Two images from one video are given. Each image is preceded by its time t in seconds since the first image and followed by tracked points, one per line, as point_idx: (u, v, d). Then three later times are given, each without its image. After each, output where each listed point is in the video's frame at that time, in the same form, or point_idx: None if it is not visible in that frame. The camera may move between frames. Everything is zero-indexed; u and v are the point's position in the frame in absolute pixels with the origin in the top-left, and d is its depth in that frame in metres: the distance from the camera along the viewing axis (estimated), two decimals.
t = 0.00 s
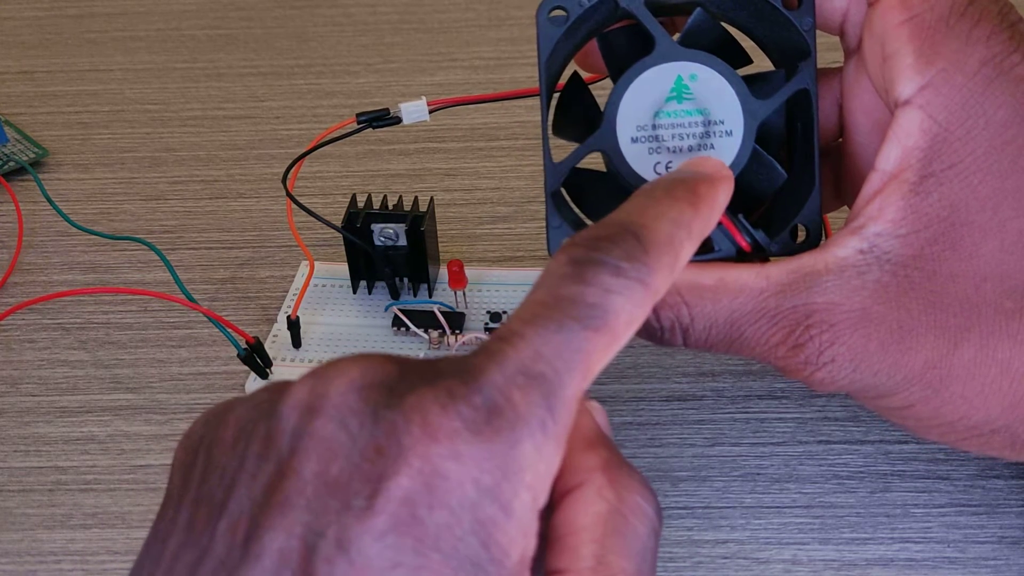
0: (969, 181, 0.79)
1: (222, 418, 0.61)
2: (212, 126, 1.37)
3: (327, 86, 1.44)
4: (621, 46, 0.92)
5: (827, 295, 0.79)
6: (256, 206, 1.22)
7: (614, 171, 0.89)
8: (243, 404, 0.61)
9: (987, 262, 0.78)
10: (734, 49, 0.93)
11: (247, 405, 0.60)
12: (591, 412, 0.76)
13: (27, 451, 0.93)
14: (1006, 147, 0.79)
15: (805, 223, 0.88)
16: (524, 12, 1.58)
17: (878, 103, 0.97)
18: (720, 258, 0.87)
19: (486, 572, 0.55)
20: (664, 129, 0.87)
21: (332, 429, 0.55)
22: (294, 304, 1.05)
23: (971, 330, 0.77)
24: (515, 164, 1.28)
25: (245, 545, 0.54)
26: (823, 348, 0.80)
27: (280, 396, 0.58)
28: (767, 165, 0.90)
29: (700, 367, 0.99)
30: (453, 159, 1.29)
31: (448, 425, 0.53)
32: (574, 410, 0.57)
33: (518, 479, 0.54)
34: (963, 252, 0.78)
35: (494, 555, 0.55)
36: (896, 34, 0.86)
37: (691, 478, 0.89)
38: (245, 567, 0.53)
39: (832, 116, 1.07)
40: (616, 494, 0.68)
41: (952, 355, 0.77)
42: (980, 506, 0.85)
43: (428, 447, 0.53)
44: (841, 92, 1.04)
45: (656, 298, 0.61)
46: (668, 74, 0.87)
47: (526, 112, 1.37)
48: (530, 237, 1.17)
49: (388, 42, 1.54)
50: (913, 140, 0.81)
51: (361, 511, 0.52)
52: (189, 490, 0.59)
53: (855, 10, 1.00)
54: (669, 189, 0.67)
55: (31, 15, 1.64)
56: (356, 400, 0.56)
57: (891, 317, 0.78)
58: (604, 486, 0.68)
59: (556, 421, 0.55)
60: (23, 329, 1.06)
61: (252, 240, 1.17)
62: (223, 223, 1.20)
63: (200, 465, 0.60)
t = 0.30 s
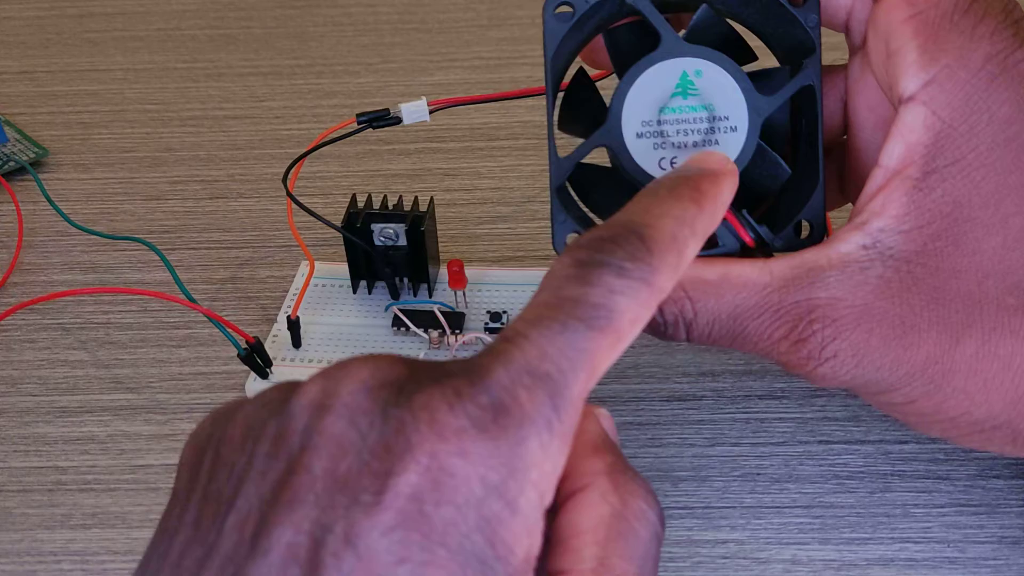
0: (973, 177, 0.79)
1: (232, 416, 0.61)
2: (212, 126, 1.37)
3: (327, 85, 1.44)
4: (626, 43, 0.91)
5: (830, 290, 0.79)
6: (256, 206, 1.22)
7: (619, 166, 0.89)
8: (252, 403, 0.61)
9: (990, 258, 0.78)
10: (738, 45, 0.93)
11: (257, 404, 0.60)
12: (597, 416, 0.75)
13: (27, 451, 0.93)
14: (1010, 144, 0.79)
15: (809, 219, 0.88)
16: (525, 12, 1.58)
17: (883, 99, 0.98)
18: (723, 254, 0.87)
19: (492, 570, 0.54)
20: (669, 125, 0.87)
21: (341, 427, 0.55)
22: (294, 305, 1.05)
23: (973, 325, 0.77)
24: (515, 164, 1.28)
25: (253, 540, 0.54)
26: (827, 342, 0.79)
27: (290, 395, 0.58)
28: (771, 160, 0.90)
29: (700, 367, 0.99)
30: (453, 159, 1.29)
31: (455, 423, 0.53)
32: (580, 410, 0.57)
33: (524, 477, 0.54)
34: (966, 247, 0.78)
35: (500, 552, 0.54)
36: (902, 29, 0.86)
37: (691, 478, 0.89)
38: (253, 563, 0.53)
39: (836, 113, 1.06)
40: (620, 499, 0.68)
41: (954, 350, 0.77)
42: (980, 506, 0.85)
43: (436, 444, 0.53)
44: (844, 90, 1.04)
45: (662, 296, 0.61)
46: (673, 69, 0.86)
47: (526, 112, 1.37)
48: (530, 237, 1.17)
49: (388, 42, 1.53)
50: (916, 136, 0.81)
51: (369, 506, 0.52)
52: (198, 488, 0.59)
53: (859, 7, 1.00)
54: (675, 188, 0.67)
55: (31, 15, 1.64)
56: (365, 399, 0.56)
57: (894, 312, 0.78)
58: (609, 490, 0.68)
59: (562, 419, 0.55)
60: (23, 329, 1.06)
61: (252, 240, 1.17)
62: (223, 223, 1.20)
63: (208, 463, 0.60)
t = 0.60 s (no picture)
0: (969, 182, 0.79)
1: (221, 418, 0.61)
2: (213, 126, 1.37)
3: (327, 85, 1.44)
4: (620, 48, 0.91)
5: (828, 297, 0.79)
6: (256, 206, 1.22)
7: (614, 171, 0.89)
8: (241, 405, 0.61)
9: (987, 263, 0.78)
10: (734, 50, 0.93)
11: (246, 405, 0.60)
12: (591, 407, 0.75)
13: (27, 451, 0.93)
14: (1007, 148, 0.79)
15: (805, 223, 0.88)
16: (524, 12, 1.58)
17: (878, 103, 0.97)
18: (719, 260, 0.87)
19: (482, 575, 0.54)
20: (664, 131, 0.87)
21: (327, 430, 0.55)
22: (294, 305, 1.05)
23: (971, 330, 0.77)
24: (515, 164, 1.28)
25: (240, 546, 0.54)
26: (824, 348, 0.79)
27: (278, 396, 0.58)
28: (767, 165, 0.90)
29: (699, 367, 0.99)
30: (453, 160, 1.29)
31: (442, 427, 0.53)
32: (571, 411, 0.57)
33: (513, 480, 0.54)
34: (964, 253, 0.78)
35: (490, 558, 0.55)
36: (897, 34, 0.86)
37: (691, 478, 0.89)
38: (240, 569, 0.53)
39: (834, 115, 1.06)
40: (617, 493, 0.68)
41: (952, 356, 0.77)
42: (980, 506, 0.85)
43: (423, 449, 0.53)
44: (841, 92, 1.04)
45: (655, 293, 0.61)
46: (667, 75, 0.86)
47: (526, 112, 1.37)
48: (530, 237, 1.17)
49: (388, 42, 1.54)
50: (912, 141, 0.81)
51: (356, 514, 0.52)
52: (187, 491, 0.59)
53: (854, 10, 1.00)
54: (669, 186, 0.67)
55: (31, 15, 1.65)
56: (352, 401, 0.56)
57: (890, 319, 0.78)
58: (604, 485, 0.68)
59: (552, 422, 0.55)
60: (23, 329, 1.06)
61: (252, 240, 1.17)
62: (223, 223, 1.20)
63: (197, 466, 0.60)
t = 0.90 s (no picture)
0: (970, 183, 0.79)
1: (222, 418, 0.61)
2: (212, 126, 1.37)
3: (327, 86, 1.44)
4: (620, 49, 0.92)
5: (829, 298, 0.79)
6: (256, 206, 1.22)
7: (614, 172, 0.89)
8: (242, 405, 0.60)
9: (988, 264, 0.78)
10: (734, 50, 0.93)
11: (247, 406, 0.60)
12: (592, 409, 0.75)
13: (27, 451, 0.93)
14: (1007, 149, 0.79)
15: (805, 224, 0.88)
16: (524, 12, 1.58)
17: (879, 104, 0.97)
18: (719, 261, 0.87)
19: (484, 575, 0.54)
20: (664, 132, 0.87)
21: (329, 430, 0.55)
22: (294, 305, 1.05)
23: (971, 332, 0.77)
24: (515, 164, 1.28)
25: (242, 546, 0.54)
26: (825, 350, 0.79)
27: (279, 396, 0.58)
28: (767, 166, 0.90)
29: (700, 367, 0.99)
30: (453, 160, 1.29)
31: (446, 428, 0.53)
32: (574, 413, 0.57)
33: (515, 481, 0.55)
34: (964, 254, 0.78)
35: (492, 558, 0.55)
36: (897, 34, 0.86)
37: (691, 478, 0.89)
38: (242, 569, 0.53)
39: (834, 116, 1.06)
40: (618, 493, 0.68)
41: (952, 357, 0.77)
42: (980, 506, 0.85)
43: (426, 449, 0.53)
44: (841, 92, 1.04)
45: (661, 300, 0.61)
46: (666, 75, 0.86)
47: (526, 112, 1.37)
48: (530, 237, 1.17)
49: (388, 42, 1.53)
50: (913, 142, 0.81)
51: (358, 513, 0.52)
52: (188, 491, 0.59)
53: (854, 10, 1.00)
54: (674, 189, 0.67)
55: (31, 15, 1.64)
56: (354, 402, 0.56)
57: (891, 320, 0.78)
58: (605, 485, 0.68)
59: (555, 424, 0.55)
60: (23, 329, 1.06)
61: (252, 240, 1.17)
62: (223, 223, 1.20)
63: (199, 466, 0.60)
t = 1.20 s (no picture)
0: (970, 184, 0.79)
1: (224, 418, 0.61)
2: (212, 126, 1.37)
3: (327, 86, 1.44)
4: (620, 49, 0.91)
5: (829, 298, 0.79)
6: (256, 206, 1.22)
7: (614, 172, 0.89)
8: (244, 405, 0.60)
9: (989, 264, 0.77)
10: (734, 50, 0.93)
11: (249, 406, 0.60)
12: (593, 411, 0.75)
13: (27, 451, 0.93)
14: (1008, 150, 0.79)
15: (805, 224, 0.88)
16: (524, 12, 1.58)
17: (879, 104, 0.97)
18: (720, 261, 0.87)
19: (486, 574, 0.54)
20: (664, 132, 0.87)
21: (332, 429, 0.55)
22: (294, 305, 1.05)
23: (972, 332, 0.77)
24: (515, 163, 1.28)
25: (245, 545, 0.54)
26: (825, 350, 0.79)
27: (281, 396, 0.58)
28: (768, 166, 0.90)
29: (700, 367, 0.99)
30: (453, 159, 1.29)
31: (449, 426, 0.53)
32: (576, 413, 0.57)
33: (518, 480, 0.54)
34: (965, 254, 0.78)
35: (495, 557, 0.54)
36: (897, 35, 0.86)
37: (691, 478, 0.89)
38: (245, 567, 0.53)
39: (834, 116, 1.06)
40: (618, 494, 0.68)
41: (953, 357, 0.77)
42: (980, 506, 0.85)
43: (429, 447, 0.53)
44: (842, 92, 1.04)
45: (662, 301, 0.61)
46: (666, 76, 0.86)
47: (526, 112, 1.37)
48: (530, 237, 1.17)
49: (388, 42, 1.53)
50: (913, 142, 0.81)
51: (362, 511, 0.52)
52: (191, 491, 0.59)
53: (855, 9, 1.00)
54: (676, 190, 0.67)
55: (31, 15, 1.65)
56: (357, 401, 0.56)
57: (892, 319, 0.78)
58: (606, 486, 0.68)
59: (557, 423, 0.55)
60: (23, 329, 1.06)
61: (252, 240, 1.17)
62: (223, 223, 1.20)
63: (202, 466, 0.60)
